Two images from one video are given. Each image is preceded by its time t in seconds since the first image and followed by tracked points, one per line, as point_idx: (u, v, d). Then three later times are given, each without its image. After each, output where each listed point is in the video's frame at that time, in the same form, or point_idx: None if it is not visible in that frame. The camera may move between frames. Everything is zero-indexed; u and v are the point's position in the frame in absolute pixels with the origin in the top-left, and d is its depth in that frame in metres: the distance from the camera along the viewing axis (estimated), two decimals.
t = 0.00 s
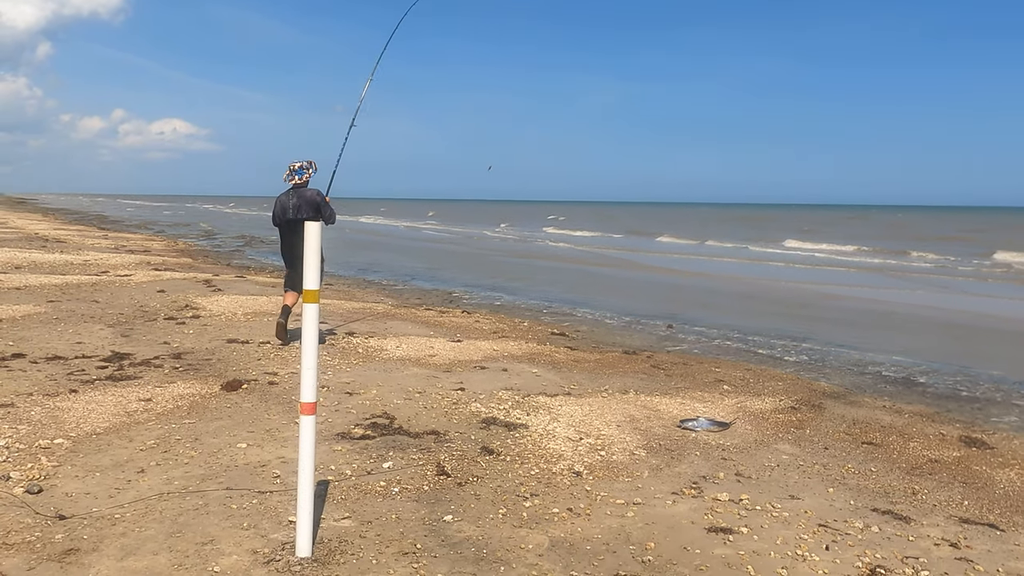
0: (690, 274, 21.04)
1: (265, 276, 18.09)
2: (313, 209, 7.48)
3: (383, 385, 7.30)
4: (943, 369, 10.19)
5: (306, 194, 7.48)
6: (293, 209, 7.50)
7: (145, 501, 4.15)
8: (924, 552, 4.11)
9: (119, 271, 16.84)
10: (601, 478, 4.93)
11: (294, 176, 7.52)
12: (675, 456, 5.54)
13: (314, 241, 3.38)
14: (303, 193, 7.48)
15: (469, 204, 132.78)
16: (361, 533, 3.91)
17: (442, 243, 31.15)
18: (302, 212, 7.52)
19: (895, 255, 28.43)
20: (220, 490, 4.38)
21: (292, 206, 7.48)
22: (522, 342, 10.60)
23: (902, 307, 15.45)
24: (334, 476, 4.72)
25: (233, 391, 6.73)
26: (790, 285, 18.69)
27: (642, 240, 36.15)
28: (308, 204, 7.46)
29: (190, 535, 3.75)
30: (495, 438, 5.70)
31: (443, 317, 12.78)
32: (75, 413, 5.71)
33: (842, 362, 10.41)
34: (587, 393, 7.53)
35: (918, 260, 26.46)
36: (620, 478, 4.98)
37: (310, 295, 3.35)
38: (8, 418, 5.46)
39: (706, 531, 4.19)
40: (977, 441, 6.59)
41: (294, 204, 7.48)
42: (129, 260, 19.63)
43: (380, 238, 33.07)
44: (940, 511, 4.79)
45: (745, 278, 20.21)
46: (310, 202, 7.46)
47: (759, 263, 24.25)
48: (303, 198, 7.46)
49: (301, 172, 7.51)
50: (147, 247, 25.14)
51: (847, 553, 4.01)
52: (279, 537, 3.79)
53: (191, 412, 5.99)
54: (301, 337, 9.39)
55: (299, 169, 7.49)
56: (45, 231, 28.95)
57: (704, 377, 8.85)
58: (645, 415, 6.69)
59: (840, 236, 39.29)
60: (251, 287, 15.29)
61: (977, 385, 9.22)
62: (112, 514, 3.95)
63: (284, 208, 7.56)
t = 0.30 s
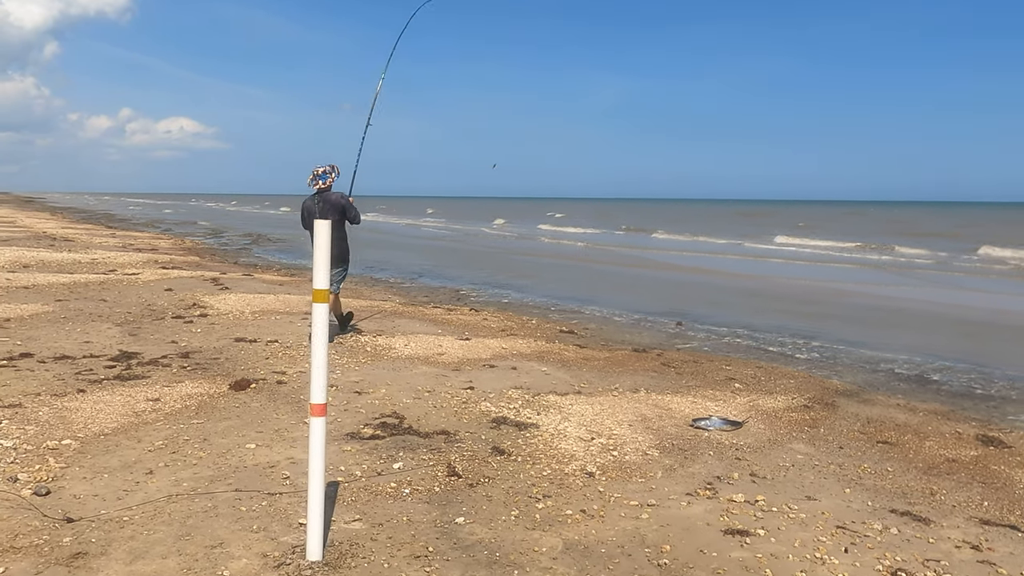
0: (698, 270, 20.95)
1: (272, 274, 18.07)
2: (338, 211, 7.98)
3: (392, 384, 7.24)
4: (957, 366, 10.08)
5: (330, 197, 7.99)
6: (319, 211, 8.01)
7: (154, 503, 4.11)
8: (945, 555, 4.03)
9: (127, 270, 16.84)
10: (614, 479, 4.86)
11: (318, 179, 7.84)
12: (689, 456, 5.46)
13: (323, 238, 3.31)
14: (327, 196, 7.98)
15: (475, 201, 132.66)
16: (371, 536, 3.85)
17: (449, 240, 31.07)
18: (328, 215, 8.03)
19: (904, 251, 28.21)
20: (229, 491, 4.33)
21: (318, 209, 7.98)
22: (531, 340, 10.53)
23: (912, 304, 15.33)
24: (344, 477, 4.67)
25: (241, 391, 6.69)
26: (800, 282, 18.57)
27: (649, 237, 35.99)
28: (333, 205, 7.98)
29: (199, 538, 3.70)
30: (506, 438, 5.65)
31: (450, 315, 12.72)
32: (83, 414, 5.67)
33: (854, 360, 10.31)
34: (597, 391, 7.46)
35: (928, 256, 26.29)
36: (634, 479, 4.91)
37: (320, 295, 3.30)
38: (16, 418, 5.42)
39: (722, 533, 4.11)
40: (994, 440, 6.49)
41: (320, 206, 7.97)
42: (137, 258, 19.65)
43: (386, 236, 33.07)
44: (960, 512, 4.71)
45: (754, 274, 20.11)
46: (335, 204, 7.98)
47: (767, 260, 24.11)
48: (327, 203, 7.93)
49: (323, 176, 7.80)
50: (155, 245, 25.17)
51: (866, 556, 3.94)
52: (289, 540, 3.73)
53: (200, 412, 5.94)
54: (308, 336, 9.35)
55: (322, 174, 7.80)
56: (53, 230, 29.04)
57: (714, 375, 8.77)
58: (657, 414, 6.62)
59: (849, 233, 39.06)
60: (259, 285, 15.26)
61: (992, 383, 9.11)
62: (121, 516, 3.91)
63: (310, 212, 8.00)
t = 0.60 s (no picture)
0: (707, 268, 20.84)
1: (280, 275, 18.03)
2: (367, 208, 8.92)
3: (403, 387, 7.16)
4: (973, 364, 9.95)
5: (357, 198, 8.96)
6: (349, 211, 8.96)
7: (165, 513, 4.05)
8: (973, 564, 3.93)
9: (135, 271, 16.83)
10: (631, 485, 4.78)
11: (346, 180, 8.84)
12: (706, 460, 5.38)
13: (335, 244, 3.24)
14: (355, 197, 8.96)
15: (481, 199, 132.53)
16: (387, 546, 3.78)
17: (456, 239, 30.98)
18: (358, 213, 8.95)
19: (916, 247, 27.96)
20: (240, 500, 4.26)
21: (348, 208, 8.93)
22: (541, 341, 10.45)
23: (925, 301, 15.18)
24: (357, 484, 4.59)
25: (252, 395, 6.63)
26: (810, 278, 18.45)
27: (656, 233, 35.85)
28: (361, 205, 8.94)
29: (212, 550, 3.64)
30: (520, 443, 5.57)
31: (459, 315, 12.64)
32: (92, 420, 5.62)
33: (868, 359, 10.20)
34: (610, 393, 7.38)
35: (939, 251, 26.07)
36: (651, 485, 4.83)
37: (333, 302, 3.22)
38: (26, 425, 5.37)
39: (744, 542, 4.03)
40: (1016, 441, 6.39)
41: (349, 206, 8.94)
42: (145, 259, 19.64)
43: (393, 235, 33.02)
44: (985, 518, 4.61)
45: (764, 271, 19.98)
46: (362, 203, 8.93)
47: (777, 256, 23.95)
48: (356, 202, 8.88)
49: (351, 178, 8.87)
50: (162, 246, 25.16)
51: (893, 566, 3.85)
52: (303, 552, 3.66)
53: (210, 418, 5.88)
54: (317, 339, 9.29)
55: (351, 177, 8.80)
56: (61, 230, 29.10)
57: (728, 375, 8.68)
58: (671, 417, 6.53)
59: (859, 228, 38.78)
60: (267, 286, 15.22)
61: (1010, 382, 8.99)
62: (132, 527, 3.84)
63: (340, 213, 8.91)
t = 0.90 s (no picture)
0: (715, 264, 20.73)
1: (287, 274, 17.99)
2: (399, 215, 9.19)
3: (413, 388, 7.10)
4: (986, 362, 9.85)
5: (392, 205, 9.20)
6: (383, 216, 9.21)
7: (175, 520, 3.99)
8: (999, 570, 3.86)
9: (141, 271, 16.81)
10: (647, 489, 4.71)
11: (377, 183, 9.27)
12: (721, 463, 5.30)
13: (347, 248, 3.18)
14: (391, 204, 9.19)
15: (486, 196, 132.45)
16: (400, 554, 3.72)
17: (461, 236, 30.93)
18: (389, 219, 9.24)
19: (924, 242, 27.76)
20: (251, 506, 4.21)
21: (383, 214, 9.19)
22: (550, 340, 10.38)
23: (936, 297, 15.05)
24: (369, 489, 4.53)
25: (261, 398, 6.57)
26: (818, 275, 18.32)
27: (662, 229, 35.72)
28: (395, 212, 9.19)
29: (224, 559, 3.58)
30: (532, 446, 5.50)
31: (467, 314, 12.56)
32: (101, 424, 5.57)
33: (880, 357, 10.10)
34: (621, 394, 7.30)
35: (948, 246, 25.89)
36: (666, 488, 4.76)
37: (346, 308, 3.16)
38: (34, 430, 5.33)
39: (763, 548, 3.96)
40: None
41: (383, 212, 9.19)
42: (151, 259, 19.63)
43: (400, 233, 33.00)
44: (1008, 521, 4.53)
45: (771, 267, 19.86)
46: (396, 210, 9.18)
47: (784, 253, 23.82)
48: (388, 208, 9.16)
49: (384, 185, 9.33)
50: (168, 244, 25.17)
51: (916, 572, 3.78)
52: (316, 560, 3.61)
53: (219, 421, 5.83)
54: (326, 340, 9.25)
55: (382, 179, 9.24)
56: (68, 230, 29.15)
57: (739, 375, 8.60)
58: (684, 418, 6.45)
59: (866, 223, 38.54)
60: (274, 285, 15.18)
61: None
62: (143, 535, 3.79)
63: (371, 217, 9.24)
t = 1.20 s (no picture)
0: (723, 261, 20.63)
1: (294, 272, 17.98)
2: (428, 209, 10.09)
3: (424, 387, 7.07)
4: (1001, 359, 9.76)
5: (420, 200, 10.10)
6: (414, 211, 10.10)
7: (189, 522, 3.96)
8: None
9: (149, 270, 16.82)
10: (662, 489, 4.66)
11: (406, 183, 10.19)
12: (737, 462, 5.25)
13: (362, 247, 3.13)
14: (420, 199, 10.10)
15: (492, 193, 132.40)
16: (416, 557, 3.68)
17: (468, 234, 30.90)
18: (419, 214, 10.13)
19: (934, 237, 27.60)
20: (265, 508, 4.18)
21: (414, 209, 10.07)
22: (559, 338, 10.33)
23: (948, 293, 14.94)
24: (382, 490, 4.49)
25: (271, 398, 6.54)
26: (828, 271, 18.22)
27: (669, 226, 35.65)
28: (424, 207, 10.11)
29: (238, 562, 3.55)
30: (546, 445, 5.46)
31: (475, 312, 12.51)
32: (112, 425, 5.55)
33: (893, 354, 10.03)
34: (633, 392, 7.26)
35: (957, 242, 25.75)
36: (682, 488, 4.71)
37: (360, 308, 3.12)
38: (45, 431, 5.31)
39: (783, 549, 3.91)
40: None
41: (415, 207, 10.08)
42: (159, 258, 19.65)
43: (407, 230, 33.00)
44: None
45: (780, 264, 19.76)
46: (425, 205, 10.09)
47: (793, 249, 23.70)
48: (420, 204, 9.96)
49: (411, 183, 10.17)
50: (176, 244, 25.19)
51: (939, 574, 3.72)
52: (331, 563, 3.57)
53: (230, 421, 5.80)
54: (335, 339, 9.22)
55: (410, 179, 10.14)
56: (76, 229, 29.26)
57: (751, 372, 8.53)
58: (698, 417, 6.40)
59: (874, 219, 38.37)
60: (282, 284, 15.17)
61: None
62: (156, 538, 3.76)
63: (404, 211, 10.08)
